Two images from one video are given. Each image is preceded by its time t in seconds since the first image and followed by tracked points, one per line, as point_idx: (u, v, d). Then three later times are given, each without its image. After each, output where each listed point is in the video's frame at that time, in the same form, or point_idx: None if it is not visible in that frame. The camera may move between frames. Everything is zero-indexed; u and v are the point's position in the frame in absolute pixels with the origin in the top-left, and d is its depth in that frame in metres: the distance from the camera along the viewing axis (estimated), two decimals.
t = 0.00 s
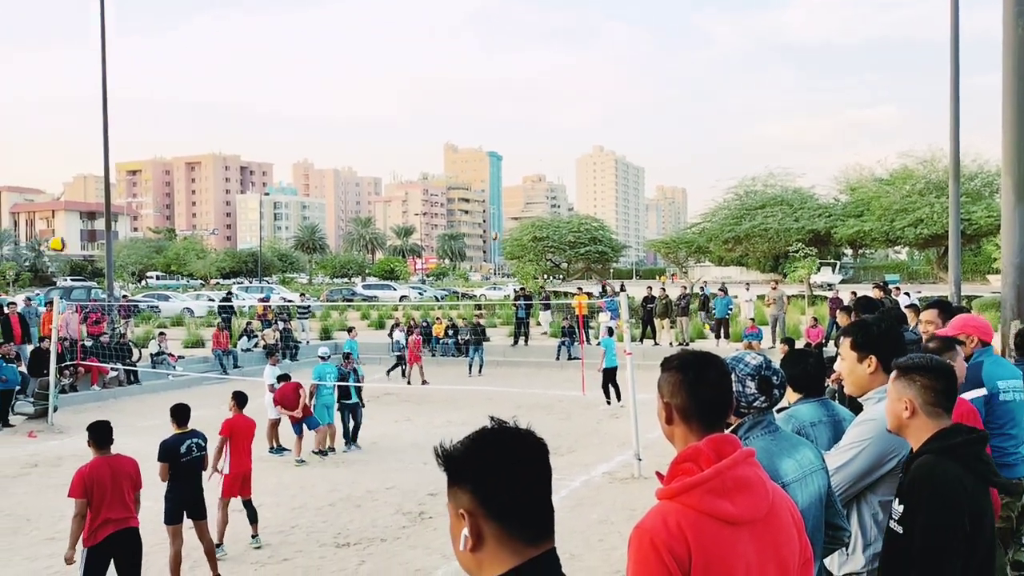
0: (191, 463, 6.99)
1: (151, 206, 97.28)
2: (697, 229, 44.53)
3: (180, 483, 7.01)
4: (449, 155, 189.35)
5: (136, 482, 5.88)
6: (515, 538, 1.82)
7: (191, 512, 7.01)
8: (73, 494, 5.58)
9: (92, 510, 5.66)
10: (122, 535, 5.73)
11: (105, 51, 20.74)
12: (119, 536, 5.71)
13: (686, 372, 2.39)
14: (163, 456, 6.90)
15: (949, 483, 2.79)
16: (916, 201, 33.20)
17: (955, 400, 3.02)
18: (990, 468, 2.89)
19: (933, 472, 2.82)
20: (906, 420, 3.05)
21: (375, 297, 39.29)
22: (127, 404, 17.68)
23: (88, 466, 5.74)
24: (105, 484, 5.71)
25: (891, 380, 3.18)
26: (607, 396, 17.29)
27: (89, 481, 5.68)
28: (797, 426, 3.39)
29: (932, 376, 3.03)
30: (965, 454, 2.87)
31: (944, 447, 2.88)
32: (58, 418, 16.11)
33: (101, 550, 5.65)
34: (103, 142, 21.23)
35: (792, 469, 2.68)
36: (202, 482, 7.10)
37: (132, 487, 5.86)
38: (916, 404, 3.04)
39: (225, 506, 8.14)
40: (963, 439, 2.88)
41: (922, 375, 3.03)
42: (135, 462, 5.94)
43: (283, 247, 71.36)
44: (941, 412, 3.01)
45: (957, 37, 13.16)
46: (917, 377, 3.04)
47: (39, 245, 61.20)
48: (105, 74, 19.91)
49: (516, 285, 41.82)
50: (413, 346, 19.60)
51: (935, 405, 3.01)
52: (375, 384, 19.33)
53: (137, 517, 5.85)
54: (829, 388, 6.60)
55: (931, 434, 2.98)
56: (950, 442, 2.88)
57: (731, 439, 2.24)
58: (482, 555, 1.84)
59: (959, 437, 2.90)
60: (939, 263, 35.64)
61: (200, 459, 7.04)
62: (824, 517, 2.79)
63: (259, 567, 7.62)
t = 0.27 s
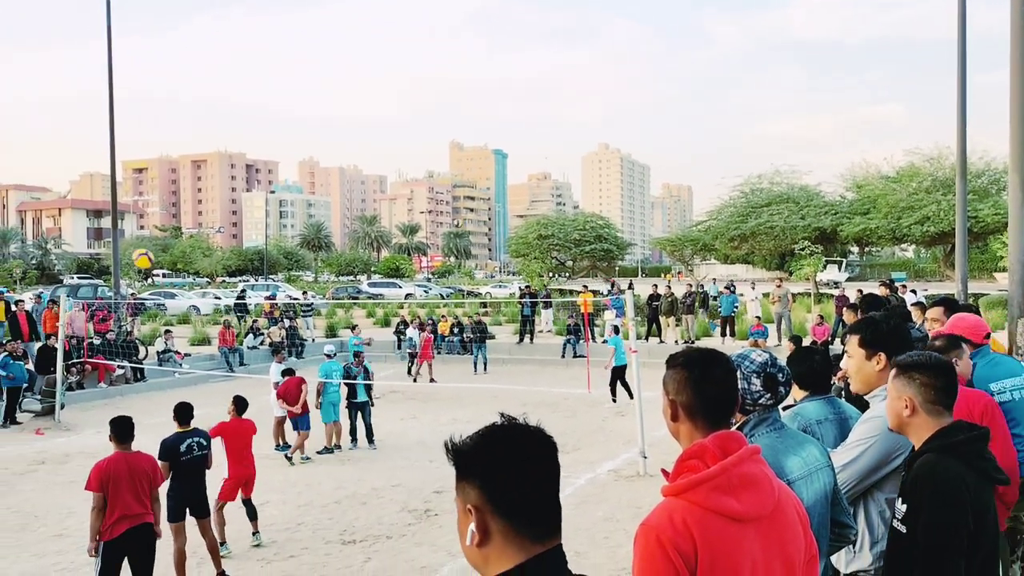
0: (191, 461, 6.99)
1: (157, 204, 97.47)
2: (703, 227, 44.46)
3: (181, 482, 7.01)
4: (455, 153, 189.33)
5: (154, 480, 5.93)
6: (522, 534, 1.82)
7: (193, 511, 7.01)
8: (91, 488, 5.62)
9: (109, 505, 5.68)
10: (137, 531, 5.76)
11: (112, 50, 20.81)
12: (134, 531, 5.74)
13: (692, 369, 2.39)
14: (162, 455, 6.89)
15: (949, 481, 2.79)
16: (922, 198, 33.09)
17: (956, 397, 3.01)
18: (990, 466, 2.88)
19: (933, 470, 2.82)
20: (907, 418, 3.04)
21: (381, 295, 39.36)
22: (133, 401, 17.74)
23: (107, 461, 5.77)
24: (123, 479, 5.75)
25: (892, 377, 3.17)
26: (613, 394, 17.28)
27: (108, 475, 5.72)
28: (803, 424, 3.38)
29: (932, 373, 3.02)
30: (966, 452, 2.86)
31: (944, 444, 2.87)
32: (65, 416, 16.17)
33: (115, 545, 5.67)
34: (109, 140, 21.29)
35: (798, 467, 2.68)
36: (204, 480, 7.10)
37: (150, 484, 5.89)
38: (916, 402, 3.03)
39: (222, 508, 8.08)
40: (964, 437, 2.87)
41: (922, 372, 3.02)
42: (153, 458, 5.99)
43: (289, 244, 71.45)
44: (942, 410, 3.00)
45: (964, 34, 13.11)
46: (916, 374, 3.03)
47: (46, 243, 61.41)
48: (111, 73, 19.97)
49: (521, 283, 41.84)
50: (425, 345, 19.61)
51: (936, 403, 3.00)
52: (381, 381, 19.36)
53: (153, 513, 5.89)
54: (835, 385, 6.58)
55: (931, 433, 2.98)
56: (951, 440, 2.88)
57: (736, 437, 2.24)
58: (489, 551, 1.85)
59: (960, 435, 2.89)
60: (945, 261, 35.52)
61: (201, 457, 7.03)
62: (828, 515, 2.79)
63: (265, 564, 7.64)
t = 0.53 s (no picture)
0: (191, 459, 6.99)
1: (165, 203, 97.78)
2: (710, 225, 44.34)
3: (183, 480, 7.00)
4: (461, 151, 189.29)
5: (167, 478, 5.95)
6: (532, 532, 1.83)
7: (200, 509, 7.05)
8: (104, 484, 5.65)
9: (122, 501, 5.71)
10: (149, 530, 5.79)
11: (119, 50, 20.91)
12: (146, 528, 5.77)
13: (699, 367, 2.39)
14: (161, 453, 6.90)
15: (955, 480, 2.78)
16: (930, 196, 32.96)
17: (962, 396, 3.01)
18: (994, 466, 2.88)
19: (938, 469, 2.81)
20: (913, 416, 3.04)
21: (387, 294, 39.43)
22: (141, 400, 17.82)
23: (121, 458, 5.78)
24: (136, 476, 5.78)
25: (896, 376, 3.17)
26: (620, 393, 17.27)
27: (122, 472, 5.76)
28: (811, 422, 3.37)
29: (939, 372, 3.01)
30: (972, 451, 2.85)
31: (950, 443, 2.87)
32: (73, 414, 16.25)
33: (128, 542, 5.71)
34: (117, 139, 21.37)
35: (805, 465, 2.68)
36: (205, 479, 7.11)
37: (162, 481, 5.93)
38: (921, 400, 3.03)
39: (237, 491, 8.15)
40: (969, 437, 2.86)
41: (929, 371, 3.02)
42: (167, 457, 6.01)
43: (295, 243, 71.57)
44: (948, 409, 2.99)
45: (972, 32, 13.06)
46: (923, 373, 3.03)
47: (53, 242, 61.68)
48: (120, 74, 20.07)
49: (527, 282, 41.86)
50: (433, 343, 19.66)
51: (942, 402, 3.00)
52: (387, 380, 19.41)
53: (165, 510, 5.92)
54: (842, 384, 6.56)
55: (937, 432, 2.97)
56: (957, 439, 2.87)
57: (743, 435, 2.24)
58: (500, 549, 1.86)
59: (966, 433, 2.88)
60: (953, 259, 35.37)
61: (200, 456, 7.04)
62: (836, 513, 2.79)
63: (272, 562, 7.66)
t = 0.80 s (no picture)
0: (201, 459, 6.97)
1: (173, 203, 98.11)
2: (718, 224, 44.19)
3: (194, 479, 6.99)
4: (468, 150, 189.20)
5: (177, 477, 5.96)
6: (542, 532, 1.83)
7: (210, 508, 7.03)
8: (114, 482, 5.68)
9: (131, 499, 5.74)
10: (157, 528, 5.81)
11: (127, 50, 20.97)
12: (154, 527, 5.80)
13: (708, 365, 2.38)
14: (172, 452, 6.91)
15: (964, 480, 2.76)
16: (939, 194, 32.77)
17: (972, 396, 2.99)
18: (1007, 465, 2.85)
19: (947, 469, 2.79)
20: (922, 416, 3.03)
21: (395, 293, 39.49)
22: (150, 399, 17.89)
23: (131, 456, 5.81)
24: (147, 474, 5.80)
25: (906, 375, 3.15)
26: (627, 392, 17.25)
27: (132, 470, 5.77)
28: (820, 421, 3.35)
29: (948, 371, 3.00)
30: (983, 451, 2.83)
31: (960, 443, 2.85)
32: (83, 413, 16.32)
33: (137, 539, 5.74)
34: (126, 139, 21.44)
35: (814, 464, 2.67)
36: (214, 478, 7.10)
37: (173, 481, 5.93)
38: (932, 400, 3.01)
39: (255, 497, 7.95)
40: (980, 436, 2.83)
41: (938, 370, 3.00)
42: (178, 456, 6.02)
43: (303, 243, 71.71)
44: (957, 408, 2.98)
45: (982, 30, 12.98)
46: (935, 373, 3.01)
47: (63, 242, 62.00)
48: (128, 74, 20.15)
49: (535, 281, 41.83)
50: (441, 342, 19.69)
51: (951, 401, 2.98)
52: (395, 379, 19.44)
53: (174, 510, 5.92)
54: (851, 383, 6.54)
55: (946, 432, 2.95)
56: (966, 439, 2.85)
57: (754, 433, 2.23)
58: (510, 548, 1.86)
59: (977, 431, 2.87)
60: (963, 257, 35.17)
61: (210, 455, 7.00)
62: (846, 512, 2.77)
63: (281, 560, 7.68)
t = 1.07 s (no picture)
0: (220, 456, 7.01)
1: (183, 203, 98.48)
2: (727, 223, 44.06)
3: (211, 478, 7.03)
4: (476, 149, 189.37)
5: (186, 476, 5.99)
6: (551, 531, 1.83)
7: (223, 508, 7.04)
8: (124, 482, 5.72)
9: (141, 498, 5.76)
10: (166, 527, 5.83)
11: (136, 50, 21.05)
12: (163, 526, 5.81)
13: (719, 364, 2.38)
14: (190, 449, 6.95)
15: (975, 480, 2.75)
16: (949, 193, 32.61)
17: (983, 396, 2.98)
18: (1017, 467, 2.84)
19: (958, 468, 2.78)
20: (932, 416, 3.01)
21: (403, 292, 39.55)
22: (159, 398, 17.97)
23: (141, 455, 5.84)
24: (157, 473, 5.83)
25: (916, 374, 3.14)
26: (636, 391, 17.24)
27: (142, 470, 5.80)
28: (831, 420, 3.34)
29: (959, 370, 2.99)
30: (995, 451, 2.81)
31: (971, 443, 2.84)
32: (93, 412, 16.40)
33: (147, 538, 5.77)
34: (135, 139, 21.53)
35: (824, 462, 2.67)
36: (228, 477, 7.11)
37: (182, 480, 5.95)
38: (941, 399, 3.00)
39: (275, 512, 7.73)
40: (990, 436, 2.82)
41: (948, 370, 2.99)
42: (187, 455, 6.05)
43: (312, 242, 71.88)
44: (968, 408, 2.97)
45: (992, 28, 12.91)
46: (944, 373, 3.00)
47: (73, 242, 62.34)
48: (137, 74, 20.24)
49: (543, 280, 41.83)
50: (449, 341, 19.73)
51: (962, 401, 2.97)
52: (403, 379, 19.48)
53: (183, 508, 5.95)
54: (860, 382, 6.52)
55: (956, 431, 2.94)
56: (977, 439, 2.83)
57: (764, 432, 2.24)
58: (519, 546, 1.86)
59: (987, 431, 2.85)
60: (974, 256, 34.98)
61: (228, 453, 7.04)
62: (856, 511, 2.77)
63: (290, 559, 7.71)
